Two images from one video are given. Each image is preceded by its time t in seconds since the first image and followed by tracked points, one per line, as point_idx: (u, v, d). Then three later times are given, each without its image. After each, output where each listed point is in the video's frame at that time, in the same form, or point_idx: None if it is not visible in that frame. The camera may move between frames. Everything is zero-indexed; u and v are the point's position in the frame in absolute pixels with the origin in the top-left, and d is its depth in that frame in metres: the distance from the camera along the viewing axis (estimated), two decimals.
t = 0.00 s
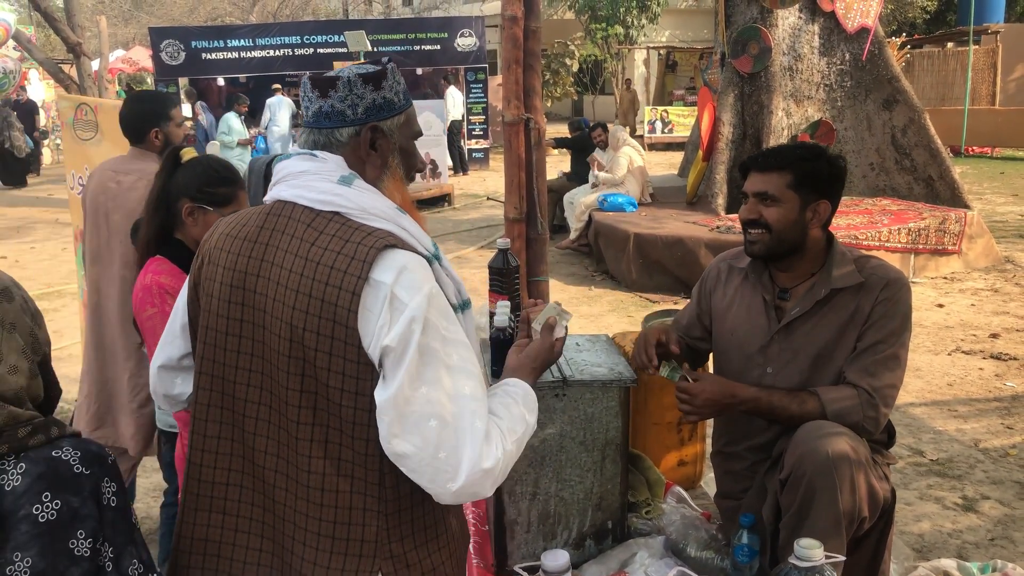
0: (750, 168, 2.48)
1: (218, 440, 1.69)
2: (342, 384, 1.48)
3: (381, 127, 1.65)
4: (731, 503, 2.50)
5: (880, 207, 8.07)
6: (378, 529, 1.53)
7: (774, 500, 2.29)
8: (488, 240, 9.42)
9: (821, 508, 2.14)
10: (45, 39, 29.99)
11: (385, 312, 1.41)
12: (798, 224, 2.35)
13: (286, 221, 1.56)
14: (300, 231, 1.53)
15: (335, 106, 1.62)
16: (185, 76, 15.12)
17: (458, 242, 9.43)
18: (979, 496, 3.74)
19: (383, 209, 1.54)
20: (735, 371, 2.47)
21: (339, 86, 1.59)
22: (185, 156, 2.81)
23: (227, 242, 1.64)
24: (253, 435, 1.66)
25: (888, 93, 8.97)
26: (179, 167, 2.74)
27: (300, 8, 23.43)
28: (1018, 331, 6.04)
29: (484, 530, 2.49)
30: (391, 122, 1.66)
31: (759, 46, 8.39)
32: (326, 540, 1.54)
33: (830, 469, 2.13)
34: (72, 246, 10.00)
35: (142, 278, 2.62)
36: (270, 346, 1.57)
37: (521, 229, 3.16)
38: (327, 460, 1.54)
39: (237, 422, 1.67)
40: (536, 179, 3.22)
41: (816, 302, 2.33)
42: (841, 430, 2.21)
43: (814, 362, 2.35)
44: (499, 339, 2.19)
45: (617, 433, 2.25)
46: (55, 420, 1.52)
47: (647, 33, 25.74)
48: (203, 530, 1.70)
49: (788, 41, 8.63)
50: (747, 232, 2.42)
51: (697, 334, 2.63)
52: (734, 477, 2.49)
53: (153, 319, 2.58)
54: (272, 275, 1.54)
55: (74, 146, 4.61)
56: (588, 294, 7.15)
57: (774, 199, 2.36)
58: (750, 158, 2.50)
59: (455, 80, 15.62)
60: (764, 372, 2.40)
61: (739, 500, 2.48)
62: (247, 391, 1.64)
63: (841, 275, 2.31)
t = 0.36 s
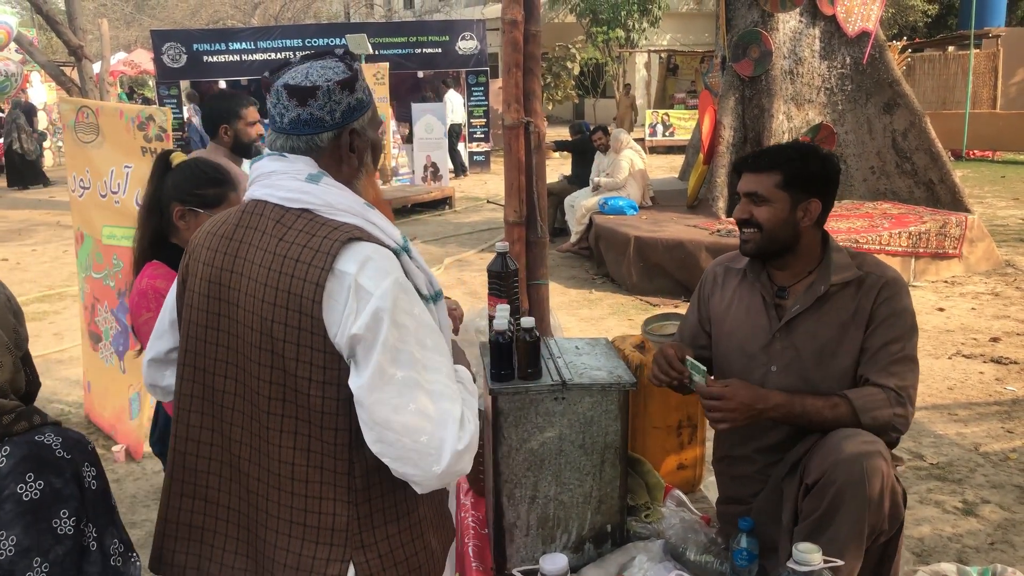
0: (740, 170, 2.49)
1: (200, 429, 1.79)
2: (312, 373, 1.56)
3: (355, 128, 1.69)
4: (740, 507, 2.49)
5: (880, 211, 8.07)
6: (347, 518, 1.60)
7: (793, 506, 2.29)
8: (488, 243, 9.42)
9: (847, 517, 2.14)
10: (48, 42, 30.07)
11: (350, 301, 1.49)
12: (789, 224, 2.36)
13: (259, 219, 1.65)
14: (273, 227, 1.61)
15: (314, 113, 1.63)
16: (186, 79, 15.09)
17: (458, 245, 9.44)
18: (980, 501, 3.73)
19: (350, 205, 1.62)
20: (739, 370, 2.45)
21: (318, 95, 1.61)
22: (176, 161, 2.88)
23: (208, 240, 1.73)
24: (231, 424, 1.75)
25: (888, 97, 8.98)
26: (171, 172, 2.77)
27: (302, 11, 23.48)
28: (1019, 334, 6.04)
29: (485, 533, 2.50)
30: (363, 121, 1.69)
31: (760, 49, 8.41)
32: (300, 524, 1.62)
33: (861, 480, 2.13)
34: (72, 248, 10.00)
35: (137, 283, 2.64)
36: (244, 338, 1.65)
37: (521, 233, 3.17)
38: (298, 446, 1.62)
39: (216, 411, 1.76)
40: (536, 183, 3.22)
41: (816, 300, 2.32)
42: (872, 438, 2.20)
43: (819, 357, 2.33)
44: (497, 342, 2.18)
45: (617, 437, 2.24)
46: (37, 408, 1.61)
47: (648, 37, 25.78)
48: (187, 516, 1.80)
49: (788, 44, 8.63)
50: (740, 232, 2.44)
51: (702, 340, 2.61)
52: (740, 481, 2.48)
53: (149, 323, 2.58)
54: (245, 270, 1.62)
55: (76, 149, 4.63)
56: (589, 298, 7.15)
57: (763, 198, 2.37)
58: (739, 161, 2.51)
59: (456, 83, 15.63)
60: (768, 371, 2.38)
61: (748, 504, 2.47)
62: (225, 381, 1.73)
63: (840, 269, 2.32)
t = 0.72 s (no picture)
0: (721, 178, 2.49)
1: (189, 428, 1.81)
2: (294, 373, 1.57)
3: (354, 135, 1.73)
4: (746, 510, 2.48)
5: (881, 215, 8.08)
6: (329, 517, 1.61)
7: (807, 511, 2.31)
8: (489, 247, 9.43)
9: (867, 528, 2.14)
10: (49, 46, 30.13)
11: (332, 302, 1.49)
12: (771, 229, 2.36)
13: (247, 220, 1.66)
14: (260, 229, 1.62)
15: (316, 113, 1.66)
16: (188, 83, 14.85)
17: (459, 248, 9.44)
18: (980, 505, 3.73)
19: (337, 207, 1.62)
20: (741, 370, 2.43)
21: (323, 95, 1.64)
22: (169, 165, 2.90)
23: (199, 240, 1.75)
24: (218, 423, 1.76)
25: (889, 101, 8.99)
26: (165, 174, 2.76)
27: (304, 15, 23.52)
28: (1019, 339, 6.04)
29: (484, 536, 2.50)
30: (363, 131, 1.73)
31: (760, 54, 8.32)
32: (284, 522, 1.64)
33: (889, 493, 2.12)
34: (74, 252, 10.01)
35: (138, 287, 2.71)
36: (229, 339, 1.66)
37: (521, 237, 3.18)
38: (281, 446, 1.63)
39: (205, 411, 1.78)
40: (536, 186, 3.23)
41: (816, 297, 2.33)
42: (899, 449, 2.20)
43: (820, 353, 2.34)
44: (497, 346, 2.19)
45: (617, 441, 2.24)
46: None
47: (649, 41, 25.81)
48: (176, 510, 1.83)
49: (789, 49, 8.64)
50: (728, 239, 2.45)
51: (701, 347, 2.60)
52: (751, 483, 2.46)
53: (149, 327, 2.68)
54: (231, 271, 1.63)
55: (77, 153, 4.64)
56: (589, 302, 7.15)
57: (743, 207, 2.37)
58: (718, 170, 2.51)
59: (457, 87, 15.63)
60: (771, 369, 2.38)
61: (755, 507, 2.46)
62: (213, 382, 1.75)
63: (836, 266, 2.33)
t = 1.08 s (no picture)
0: (715, 182, 2.48)
1: (190, 428, 1.81)
2: (301, 369, 1.59)
3: (352, 137, 1.74)
4: (756, 511, 2.47)
5: (881, 218, 8.08)
6: (338, 510, 1.64)
7: (825, 518, 2.31)
8: (489, 249, 9.43)
9: (887, 541, 2.14)
10: (51, 48, 30.24)
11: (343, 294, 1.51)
12: (768, 231, 2.36)
13: (247, 220, 1.66)
14: (259, 229, 1.62)
15: (315, 115, 1.66)
16: (188, 85, 14.97)
17: (459, 250, 9.46)
18: (979, 508, 3.73)
19: (338, 209, 1.64)
20: (749, 367, 2.42)
21: (322, 96, 1.65)
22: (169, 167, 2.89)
23: (196, 242, 1.74)
24: (219, 424, 1.75)
25: (889, 104, 9.02)
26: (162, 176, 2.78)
27: (305, 17, 23.57)
28: (1019, 342, 6.04)
29: (483, 539, 2.50)
30: (360, 133, 1.74)
31: (760, 57, 8.36)
32: (292, 520, 1.65)
33: (916, 507, 2.12)
34: (74, 254, 10.02)
35: (140, 290, 2.71)
36: (230, 338, 1.66)
37: (521, 239, 3.19)
38: (286, 444, 1.64)
39: (205, 411, 1.78)
40: (536, 189, 3.23)
41: (821, 291, 2.35)
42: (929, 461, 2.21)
43: (829, 348, 2.34)
44: (497, 347, 2.19)
45: (617, 443, 2.25)
46: None
47: (649, 44, 25.83)
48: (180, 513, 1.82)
49: (789, 52, 8.65)
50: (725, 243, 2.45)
51: (701, 348, 2.57)
52: (763, 482, 2.44)
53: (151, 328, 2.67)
54: (232, 272, 1.63)
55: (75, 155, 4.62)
56: (589, 304, 7.15)
57: (739, 211, 2.37)
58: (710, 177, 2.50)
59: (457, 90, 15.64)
60: (781, 364, 2.37)
61: (767, 507, 2.45)
62: (214, 382, 1.74)
63: (837, 259, 2.35)
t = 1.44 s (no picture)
0: (716, 186, 2.46)
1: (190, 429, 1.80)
2: (308, 364, 1.61)
3: (351, 138, 1.74)
4: (764, 507, 2.45)
5: (880, 219, 8.09)
6: (346, 501, 1.66)
7: (842, 522, 2.31)
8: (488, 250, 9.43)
9: (908, 548, 2.14)
10: (49, 48, 30.19)
11: (352, 286, 1.54)
12: (771, 232, 2.36)
13: (248, 219, 1.66)
14: (260, 226, 1.63)
15: (314, 113, 1.67)
16: (187, 85, 14.95)
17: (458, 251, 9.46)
18: (978, 508, 3.73)
19: (340, 206, 1.65)
20: (760, 361, 2.40)
21: (322, 95, 1.66)
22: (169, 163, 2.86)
23: (195, 241, 1.74)
24: (219, 425, 1.74)
25: (888, 106, 9.04)
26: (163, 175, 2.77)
27: (303, 18, 23.57)
28: (1018, 342, 6.04)
29: (483, 539, 2.50)
30: (360, 133, 1.75)
31: (760, 58, 8.38)
32: (301, 515, 1.66)
33: (942, 516, 2.12)
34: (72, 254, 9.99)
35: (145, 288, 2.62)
36: (232, 336, 1.66)
37: (521, 239, 3.18)
38: (292, 439, 1.65)
39: (206, 412, 1.77)
40: (535, 190, 3.24)
41: (827, 284, 2.35)
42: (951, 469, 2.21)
43: (838, 340, 2.34)
44: (496, 347, 2.21)
45: (617, 444, 2.24)
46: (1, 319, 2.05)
47: (648, 45, 25.83)
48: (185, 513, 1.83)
49: (788, 53, 8.66)
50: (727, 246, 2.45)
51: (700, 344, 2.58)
52: (772, 478, 2.43)
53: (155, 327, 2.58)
54: (234, 270, 1.63)
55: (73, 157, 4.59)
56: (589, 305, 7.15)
57: (743, 214, 2.36)
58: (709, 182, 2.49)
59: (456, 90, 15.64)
60: (791, 359, 2.36)
61: (776, 504, 2.43)
62: (214, 382, 1.73)
63: (840, 253, 2.37)
